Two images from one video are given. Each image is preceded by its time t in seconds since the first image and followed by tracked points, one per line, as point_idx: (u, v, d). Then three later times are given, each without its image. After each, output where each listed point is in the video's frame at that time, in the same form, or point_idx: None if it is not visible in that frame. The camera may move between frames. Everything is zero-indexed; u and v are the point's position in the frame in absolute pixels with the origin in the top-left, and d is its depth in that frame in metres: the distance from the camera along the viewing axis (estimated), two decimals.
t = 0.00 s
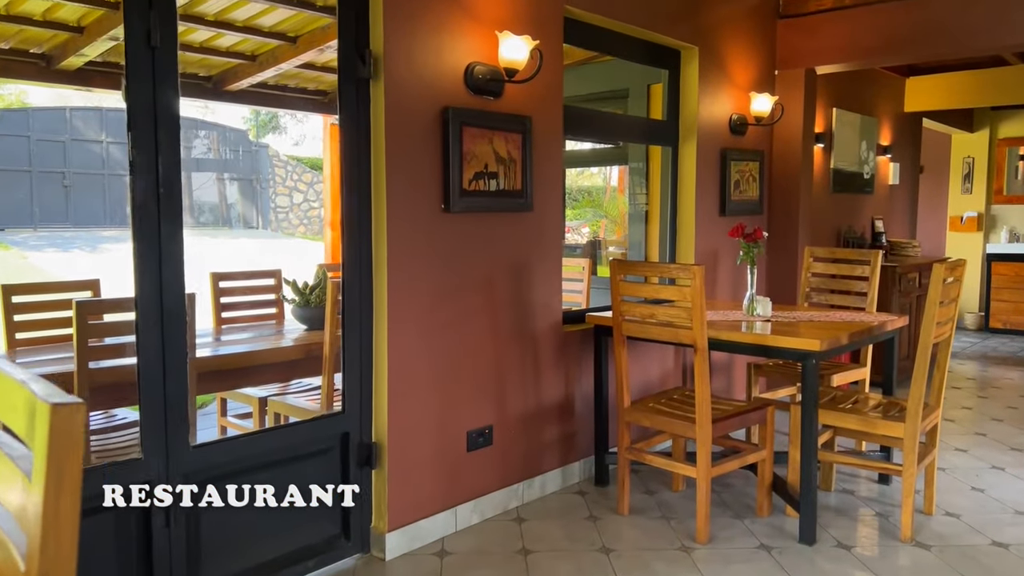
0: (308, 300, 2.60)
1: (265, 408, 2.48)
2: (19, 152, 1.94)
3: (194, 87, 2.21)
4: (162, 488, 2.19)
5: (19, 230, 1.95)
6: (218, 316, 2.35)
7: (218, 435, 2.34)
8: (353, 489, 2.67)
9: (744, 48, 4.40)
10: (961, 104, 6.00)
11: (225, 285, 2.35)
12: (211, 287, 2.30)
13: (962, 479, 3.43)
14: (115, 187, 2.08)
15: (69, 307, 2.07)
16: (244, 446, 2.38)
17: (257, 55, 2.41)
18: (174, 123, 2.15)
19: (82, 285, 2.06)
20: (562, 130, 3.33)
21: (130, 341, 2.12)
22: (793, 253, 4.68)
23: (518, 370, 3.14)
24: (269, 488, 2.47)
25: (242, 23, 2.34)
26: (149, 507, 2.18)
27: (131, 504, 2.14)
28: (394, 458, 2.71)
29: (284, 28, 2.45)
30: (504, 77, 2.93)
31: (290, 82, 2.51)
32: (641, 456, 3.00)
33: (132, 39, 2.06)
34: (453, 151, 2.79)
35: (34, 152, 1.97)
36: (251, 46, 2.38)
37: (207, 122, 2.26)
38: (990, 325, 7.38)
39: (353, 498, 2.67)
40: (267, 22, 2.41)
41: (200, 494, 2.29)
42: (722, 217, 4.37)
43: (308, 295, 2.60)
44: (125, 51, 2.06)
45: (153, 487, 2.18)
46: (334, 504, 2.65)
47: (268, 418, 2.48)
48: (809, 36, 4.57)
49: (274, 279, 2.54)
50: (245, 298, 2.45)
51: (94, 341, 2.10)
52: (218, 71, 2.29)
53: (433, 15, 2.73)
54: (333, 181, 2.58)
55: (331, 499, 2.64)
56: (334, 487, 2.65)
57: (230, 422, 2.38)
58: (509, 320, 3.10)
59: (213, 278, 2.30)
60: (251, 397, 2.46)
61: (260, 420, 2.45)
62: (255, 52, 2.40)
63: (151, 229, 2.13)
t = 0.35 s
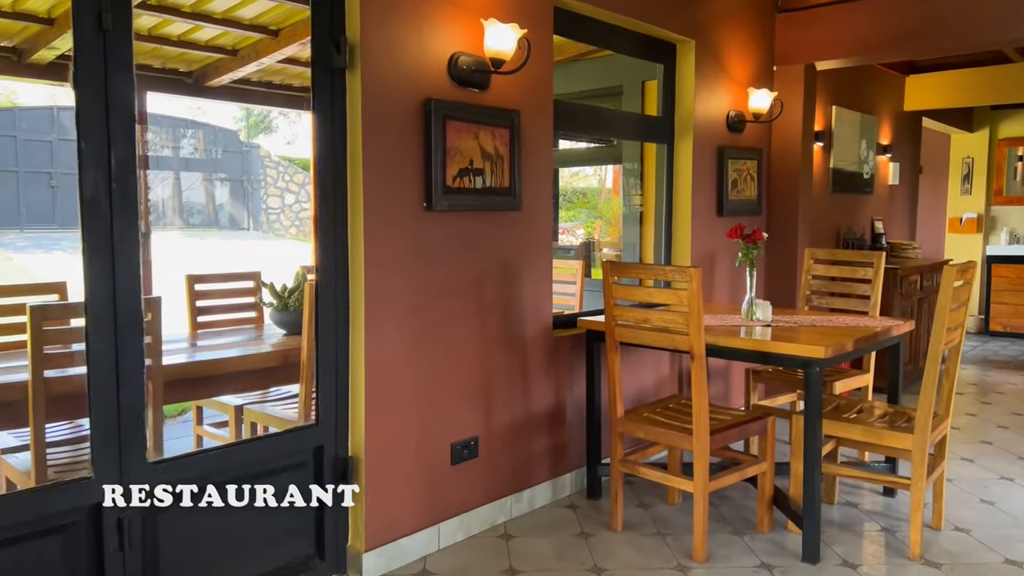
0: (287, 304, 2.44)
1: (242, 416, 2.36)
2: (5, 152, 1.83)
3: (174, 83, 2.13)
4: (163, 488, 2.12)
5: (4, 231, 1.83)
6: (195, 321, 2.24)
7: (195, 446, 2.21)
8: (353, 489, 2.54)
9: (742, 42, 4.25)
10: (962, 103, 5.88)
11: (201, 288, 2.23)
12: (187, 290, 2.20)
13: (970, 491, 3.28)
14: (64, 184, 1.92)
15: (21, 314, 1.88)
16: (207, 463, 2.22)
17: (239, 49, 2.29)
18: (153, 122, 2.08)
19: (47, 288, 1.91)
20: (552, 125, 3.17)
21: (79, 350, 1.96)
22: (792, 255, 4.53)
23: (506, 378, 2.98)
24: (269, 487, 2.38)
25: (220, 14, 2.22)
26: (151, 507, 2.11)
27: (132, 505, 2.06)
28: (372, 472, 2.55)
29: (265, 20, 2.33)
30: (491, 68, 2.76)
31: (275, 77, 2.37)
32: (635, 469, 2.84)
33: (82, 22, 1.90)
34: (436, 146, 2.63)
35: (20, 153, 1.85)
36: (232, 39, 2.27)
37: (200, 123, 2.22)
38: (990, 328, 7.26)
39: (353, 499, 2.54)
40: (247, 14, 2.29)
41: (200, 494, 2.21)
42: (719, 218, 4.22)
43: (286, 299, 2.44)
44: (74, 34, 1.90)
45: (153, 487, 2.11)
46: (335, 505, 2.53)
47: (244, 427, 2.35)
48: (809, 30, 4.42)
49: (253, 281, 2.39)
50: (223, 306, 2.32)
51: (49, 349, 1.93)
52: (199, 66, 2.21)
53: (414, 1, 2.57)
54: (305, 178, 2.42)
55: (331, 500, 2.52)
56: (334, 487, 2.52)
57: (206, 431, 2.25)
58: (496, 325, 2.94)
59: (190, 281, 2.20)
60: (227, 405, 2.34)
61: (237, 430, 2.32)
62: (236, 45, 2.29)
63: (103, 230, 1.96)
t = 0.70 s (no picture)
0: (255, 313, 2.29)
1: (207, 432, 2.21)
2: None
3: (138, 82, 2.02)
4: (163, 488, 2.06)
5: None
6: (159, 331, 2.10)
7: (160, 466, 2.08)
8: (353, 488, 2.42)
9: (728, 41, 4.13)
10: (950, 105, 5.81)
11: (164, 295, 2.09)
12: (149, 297, 2.06)
13: (966, 506, 3.16)
14: None
15: None
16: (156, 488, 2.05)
17: (207, 46, 2.16)
18: (127, 123, 1.99)
19: None
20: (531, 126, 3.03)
21: (9, 368, 1.79)
22: (780, 260, 4.42)
23: (483, 391, 2.83)
24: (268, 487, 2.30)
25: (186, 9, 2.09)
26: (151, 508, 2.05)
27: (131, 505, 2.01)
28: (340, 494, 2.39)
29: (235, 16, 2.19)
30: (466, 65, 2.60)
31: (248, 76, 2.24)
32: (619, 487, 2.69)
33: (12, 8, 1.74)
34: (407, 147, 2.47)
35: None
36: (201, 36, 2.14)
37: (178, 124, 2.11)
38: (977, 332, 7.20)
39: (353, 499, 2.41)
40: (216, 9, 2.15)
41: (200, 494, 2.15)
42: (706, 222, 4.09)
43: (254, 307, 2.28)
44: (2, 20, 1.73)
45: (153, 486, 2.05)
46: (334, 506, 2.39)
47: (210, 443, 2.21)
48: (796, 30, 4.32)
49: (222, 288, 2.25)
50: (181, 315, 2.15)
51: None
52: (167, 63, 2.09)
53: None
54: (265, 182, 2.27)
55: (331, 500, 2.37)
56: (335, 486, 2.38)
57: (171, 446, 2.11)
58: (472, 335, 2.79)
59: (151, 288, 2.06)
60: (192, 419, 2.19)
61: (202, 446, 2.18)
62: (205, 42, 2.16)
63: (36, 238, 1.79)
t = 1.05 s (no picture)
0: (227, 318, 2.16)
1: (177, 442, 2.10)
2: None
3: (113, 78, 1.95)
4: (162, 488, 2.02)
5: None
6: (128, 336, 2.01)
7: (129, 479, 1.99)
8: (354, 488, 2.36)
9: (721, 36, 4.00)
10: (949, 102, 5.69)
11: (135, 298, 2.00)
12: (119, 302, 1.97)
13: (968, 517, 3.04)
14: None
15: None
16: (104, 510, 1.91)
17: (183, 40, 2.05)
18: (115, 122, 1.95)
19: None
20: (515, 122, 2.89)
21: None
22: (775, 262, 4.30)
23: (463, 401, 2.70)
24: (269, 486, 2.23)
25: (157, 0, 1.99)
26: (150, 509, 2.01)
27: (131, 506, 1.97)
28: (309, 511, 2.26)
29: (209, 8, 2.07)
30: (444, 55, 2.45)
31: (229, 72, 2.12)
32: (606, 502, 2.55)
33: None
34: (381, 142, 2.34)
35: None
36: (176, 29, 2.04)
37: (168, 124, 2.06)
38: (974, 334, 7.10)
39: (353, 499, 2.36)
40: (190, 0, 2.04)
41: (200, 494, 2.09)
42: (698, 222, 3.96)
43: (226, 312, 2.15)
44: None
45: (153, 486, 2.02)
46: (335, 505, 2.33)
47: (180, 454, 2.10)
48: (791, 24, 4.19)
49: (197, 291, 2.13)
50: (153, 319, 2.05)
51: None
52: (143, 58, 2.01)
53: None
54: (226, 181, 2.12)
55: (331, 500, 2.31)
56: (334, 487, 2.32)
57: (141, 456, 2.02)
58: (453, 342, 2.65)
59: (122, 291, 1.97)
60: (162, 429, 2.09)
61: (172, 456, 2.08)
62: (180, 36, 2.05)
63: None
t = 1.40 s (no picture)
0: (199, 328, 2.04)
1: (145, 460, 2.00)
2: None
3: (88, 76, 1.89)
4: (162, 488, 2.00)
5: None
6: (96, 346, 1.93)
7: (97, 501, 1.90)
8: (354, 488, 2.31)
9: (715, 34, 3.88)
10: (949, 103, 5.56)
11: (102, 307, 1.92)
12: (85, 310, 1.89)
13: (971, 534, 2.91)
14: None
15: None
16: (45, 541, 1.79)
17: (159, 38, 1.97)
18: (105, 123, 1.91)
19: None
20: (497, 122, 2.77)
21: None
22: (770, 267, 4.18)
23: (442, 416, 2.57)
24: (268, 486, 2.11)
25: None
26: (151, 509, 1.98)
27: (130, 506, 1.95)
28: (275, 537, 2.12)
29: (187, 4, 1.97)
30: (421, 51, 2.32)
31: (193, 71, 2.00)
32: (593, 523, 2.41)
33: None
34: (352, 143, 2.23)
35: None
36: (151, 26, 1.96)
37: (158, 125, 1.98)
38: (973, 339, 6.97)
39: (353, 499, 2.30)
40: None
41: (200, 494, 2.06)
42: (691, 226, 3.83)
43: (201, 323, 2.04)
44: None
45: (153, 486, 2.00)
46: (334, 506, 2.27)
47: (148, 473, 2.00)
48: (786, 21, 4.07)
49: (168, 300, 2.02)
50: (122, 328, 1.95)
51: None
52: (119, 56, 1.94)
53: None
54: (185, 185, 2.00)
55: (331, 500, 2.25)
56: (335, 486, 2.26)
57: (110, 473, 1.93)
58: (430, 354, 2.53)
59: (88, 298, 1.90)
60: (130, 444, 2.00)
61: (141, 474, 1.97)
62: (156, 34, 1.97)
63: None
